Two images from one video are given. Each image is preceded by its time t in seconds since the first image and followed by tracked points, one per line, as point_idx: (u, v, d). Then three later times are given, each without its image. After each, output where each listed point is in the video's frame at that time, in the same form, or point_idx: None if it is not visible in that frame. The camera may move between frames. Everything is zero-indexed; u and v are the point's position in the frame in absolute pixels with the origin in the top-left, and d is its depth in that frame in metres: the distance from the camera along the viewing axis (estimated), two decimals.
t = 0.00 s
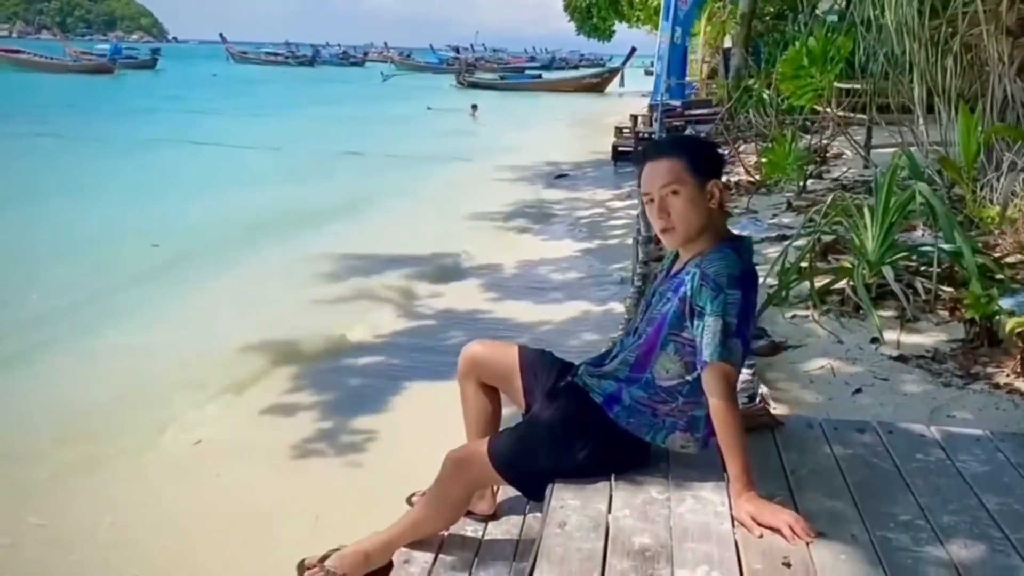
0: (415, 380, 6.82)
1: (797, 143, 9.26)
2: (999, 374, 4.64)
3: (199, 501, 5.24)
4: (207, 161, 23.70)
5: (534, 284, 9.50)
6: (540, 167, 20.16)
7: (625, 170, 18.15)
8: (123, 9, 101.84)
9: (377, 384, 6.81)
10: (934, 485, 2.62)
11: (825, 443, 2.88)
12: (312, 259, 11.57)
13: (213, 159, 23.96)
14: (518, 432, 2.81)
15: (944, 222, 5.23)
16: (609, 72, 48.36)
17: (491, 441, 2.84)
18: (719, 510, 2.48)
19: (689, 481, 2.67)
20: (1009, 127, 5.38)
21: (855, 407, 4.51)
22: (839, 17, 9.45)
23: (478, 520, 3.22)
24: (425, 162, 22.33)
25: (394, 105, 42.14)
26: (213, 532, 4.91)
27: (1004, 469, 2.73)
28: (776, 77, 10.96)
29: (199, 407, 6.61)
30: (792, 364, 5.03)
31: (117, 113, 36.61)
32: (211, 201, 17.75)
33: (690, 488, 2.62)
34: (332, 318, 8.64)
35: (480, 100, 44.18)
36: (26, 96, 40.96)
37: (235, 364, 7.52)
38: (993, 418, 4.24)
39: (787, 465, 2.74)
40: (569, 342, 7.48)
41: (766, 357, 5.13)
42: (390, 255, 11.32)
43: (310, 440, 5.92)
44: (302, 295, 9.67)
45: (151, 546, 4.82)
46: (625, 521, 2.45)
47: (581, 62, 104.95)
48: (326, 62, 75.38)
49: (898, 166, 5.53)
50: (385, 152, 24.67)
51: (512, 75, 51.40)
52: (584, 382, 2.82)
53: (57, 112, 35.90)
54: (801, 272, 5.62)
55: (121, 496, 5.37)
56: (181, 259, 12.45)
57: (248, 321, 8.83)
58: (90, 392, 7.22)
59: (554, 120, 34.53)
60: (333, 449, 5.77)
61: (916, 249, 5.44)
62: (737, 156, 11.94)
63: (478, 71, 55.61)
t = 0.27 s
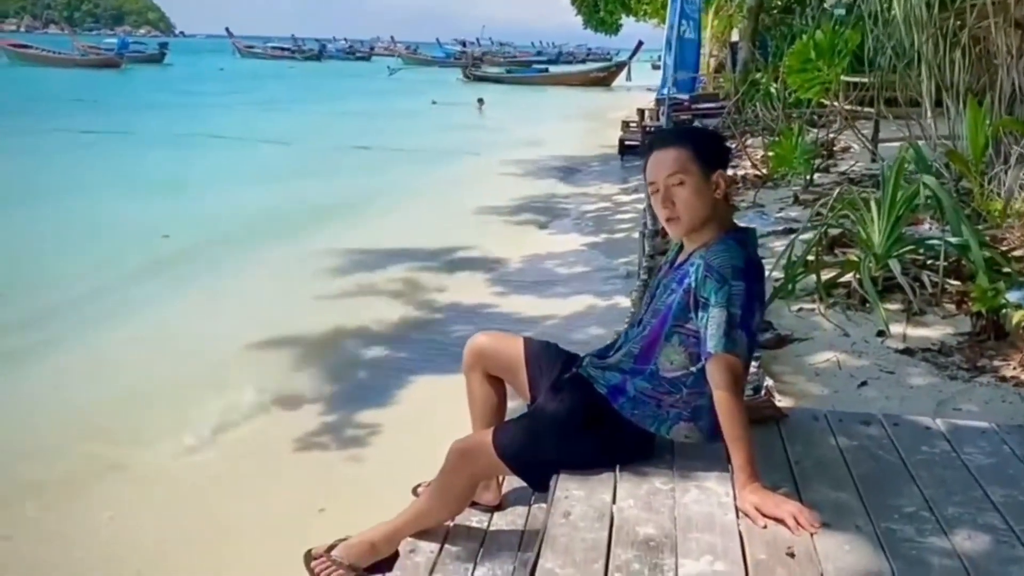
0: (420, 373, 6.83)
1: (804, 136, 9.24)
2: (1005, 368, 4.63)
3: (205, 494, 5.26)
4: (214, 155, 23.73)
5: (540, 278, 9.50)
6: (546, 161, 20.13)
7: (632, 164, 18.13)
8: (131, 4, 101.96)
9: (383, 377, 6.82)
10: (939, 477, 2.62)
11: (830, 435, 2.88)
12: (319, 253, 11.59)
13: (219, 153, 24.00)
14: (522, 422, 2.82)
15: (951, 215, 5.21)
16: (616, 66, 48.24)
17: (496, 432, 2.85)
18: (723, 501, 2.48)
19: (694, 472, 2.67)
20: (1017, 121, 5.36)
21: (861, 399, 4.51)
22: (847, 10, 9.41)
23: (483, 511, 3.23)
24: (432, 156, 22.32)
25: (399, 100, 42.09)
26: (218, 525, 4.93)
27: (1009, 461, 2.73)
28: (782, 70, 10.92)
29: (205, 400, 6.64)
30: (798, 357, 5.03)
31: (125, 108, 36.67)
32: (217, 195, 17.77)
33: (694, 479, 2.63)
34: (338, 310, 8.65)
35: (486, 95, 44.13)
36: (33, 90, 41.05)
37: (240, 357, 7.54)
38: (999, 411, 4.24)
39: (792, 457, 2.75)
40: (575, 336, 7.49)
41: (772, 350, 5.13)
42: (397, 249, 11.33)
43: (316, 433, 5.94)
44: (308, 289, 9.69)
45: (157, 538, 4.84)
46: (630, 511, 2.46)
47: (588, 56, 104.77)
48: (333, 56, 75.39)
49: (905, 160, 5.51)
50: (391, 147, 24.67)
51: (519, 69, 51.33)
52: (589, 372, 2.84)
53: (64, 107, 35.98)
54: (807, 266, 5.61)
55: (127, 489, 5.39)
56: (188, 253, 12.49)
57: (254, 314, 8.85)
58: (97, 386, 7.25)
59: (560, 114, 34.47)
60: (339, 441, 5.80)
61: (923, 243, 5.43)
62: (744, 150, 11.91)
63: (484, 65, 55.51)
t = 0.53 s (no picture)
0: (429, 368, 6.85)
1: (815, 133, 9.20)
2: (1016, 365, 4.61)
3: (213, 486, 5.29)
4: (223, 151, 23.80)
5: (549, 274, 9.51)
6: (555, 157, 20.12)
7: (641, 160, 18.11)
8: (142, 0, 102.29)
9: (392, 371, 6.84)
10: (947, 472, 2.62)
11: (839, 431, 2.88)
12: (329, 248, 11.62)
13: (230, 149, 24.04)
14: (531, 418, 2.83)
15: (961, 211, 5.19)
16: (625, 62, 48.15)
17: (504, 426, 2.86)
18: (731, 495, 2.49)
19: (701, 466, 2.68)
20: None
21: (870, 395, 4.51)
22: (858, 6, 9.37)
23: (491, 504, 3.24)
24: (441, 152, 22.34)
25: (408, 95, 42.07)
26: (227, 517, 4.95)
27: (1018, 457, 2.72)
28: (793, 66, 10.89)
29: (214, 393, 6.66)
30: (807, 353, 5.02)
31: (136, 104, 36.80)
32: (227, 190, 17.81)
33: (703, 473, 2.63)
34: (347, 305, 8.68)
35: (495, 91, 44.05)
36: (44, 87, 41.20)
37: (249, 350, 7.57)
38: (1009, 408, 4.23)
39: (800, 451, 2.75)
40: (584, 332, 7.49)
41: (781, 346, 5.13)
42: (406, 245, 11.36)
43: (325, 427, 5.96)
44: (317, 284, 9.72)
45: (166, 531, 4.86)
46: (637, 504, 2.47)
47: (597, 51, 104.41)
48: (342, 52, 75.36)
49: (916, 155, 5.49)
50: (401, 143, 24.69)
51: (528, 64, 51.28)
52: (597, 367, 2.85)
53: (74, 102, 36.09)
54: (816, 262, 5.59)
55: (136, 480, 5.41)
56: (197, 249, 12.51)
57: (264, 308, 8.88)
58: (108, 378, 7.28)
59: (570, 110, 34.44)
60: (349, 436, 5.82)
61: (933, 239, 5.41)
62: (754, 146, 11.88)
63: (493, 61, 55.48)
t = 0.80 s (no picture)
0: (442, 365, 6.88)
1: (829, 131, 9.17)
2: None
3: (227, 481, 5.32)
4: (238, 149, 23.92)
5: (562, 272, 9.52)
6: (568, 155, 20.12)
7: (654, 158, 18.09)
8: None
9: (405, 368, 6.87)
10: (960, 471, 2.62)
11: (852, 429, 2.89)
12: (342, 246, 11.68)
13: (244, 147, 24.17)
14: (545, 415, 2.85)
15: (977, 210, 5.17)
16: (639, 60, 48.07)
17: (518, 423, 2.88)
18: (744, 492, 2.50)
19: (715, 463, 2.68)
20: None
21: (884, 394, 4.50)
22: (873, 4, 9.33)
23: (505, 500, 3.26)
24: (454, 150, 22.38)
25: (421, 94, 42.13)
26: (242, 512, 4.98)
27: None
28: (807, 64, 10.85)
29: (229, 390, 6.70)
30: (820, 351, 5.01)
31: (151, 102, 37.03)
32: (241, 188, 17.89)
33: (715, 470, 2.64)
34: (360, 303, 8.72)
35: (508, 89, 44.02)
36: (60, 85, 41.46)
37: (263, 347, 7.61)
38: None
39: (813, 449, 2.76)
40: (596, 331, 7.50)
41: (794, 344, 5.12)
42: (419, 243, 11.40)
43: (338, 424, 5.99)
44: (331, 282, 9.77)
45: (181, 526, 4.89)
46: (651, 501, 2.48)
47: (611, 49, 104.20)
48: (355, 51, 75.51)
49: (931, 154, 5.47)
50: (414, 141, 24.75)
51: (542, 62, 51.28)
52: (612, 364, 2.87)
53: (90, 100, 36.32)
54: (830, 261, 5.59)
55: (152, 476, 5.46)
56: (211, 246, 12.58)
57: (278, 305, 8.94)
58: (123, 374, 7.34)
59: (583, 108, 34.42)
60: (362, 432, 5.86)
61: (948, 238, 5.39)
62: (768, 144, 11.85)
63: (506, 59, 55.49)
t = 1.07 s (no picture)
0: (458, 365, 6.90)
1: (848, 132, 9.13)
2: None
3: (246, 479, 5.37)
4: (255, 149, 24.06)
5: (578, 273, 9.53)
6: (584, 156, 20.11)
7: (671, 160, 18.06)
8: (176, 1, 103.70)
9: (421, 368, 6.89)
10: (979, 473, 2.61)
11: (870, 430, 2.88)
12: (359, 247, 11.73)
13: (262, 148, 24.31)
14: (562, 415, 2.87)
15: (997, 212, 5.13)
16: (655, 60, 47.95)
17: (535, 422, 2.89)
18: (761, 493, 2.50)
19: (732, 463, 2.68)
20: None
21: (902, 396, 4.48)
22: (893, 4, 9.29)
23: (521, 500, 3.27)
24: (470, 151, 22.42)
25: (438, 95, 42.20)
26: (260, 511, 5.02)
27: None
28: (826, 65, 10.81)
29: (247, 388, 6.75)
30: (838, 352, 5.00)
31: (170, 103, 37.31)
32: (259, 188, 18.01)
33: (732, 470, 2.64)
34: (377, 303, 8.77)
35: (525, 90, 44.08)
36: (80, 86, 41.85)
37: (281, 346, 7.66)
38: None
39: (829, 450, 2.75)
40: (612, 331, 7.51)
41: (812, 346, 5.11)
42: (435, 244, 11.44)
43: (355, 423, 6.02)
44: (348, 281, 9.82)
45: (201, 524, 4.94)
46: (667, 501, 2.48)
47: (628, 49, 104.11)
48: (373, 52, 75.80)
49: (950, 155, 5.45)
50: (430, 141, 24.82)
51: (558, 63, 51.25)
52: (629, 365, 2.88)
53: (110, 101, 36.65)
54: (848, 262, 5.56)
55: (172, 474, 5.51)
56: (230, 246, 12.68)
57: (295, 305, 8.99)
58: (143, 372, 7.41)
59: (600, 109, 34.40)
60: (380, 431, 5.89)
61: (967, 240, 5.36)
62: (785, 145, 11.81)
63: (523, 60, 55.49)
